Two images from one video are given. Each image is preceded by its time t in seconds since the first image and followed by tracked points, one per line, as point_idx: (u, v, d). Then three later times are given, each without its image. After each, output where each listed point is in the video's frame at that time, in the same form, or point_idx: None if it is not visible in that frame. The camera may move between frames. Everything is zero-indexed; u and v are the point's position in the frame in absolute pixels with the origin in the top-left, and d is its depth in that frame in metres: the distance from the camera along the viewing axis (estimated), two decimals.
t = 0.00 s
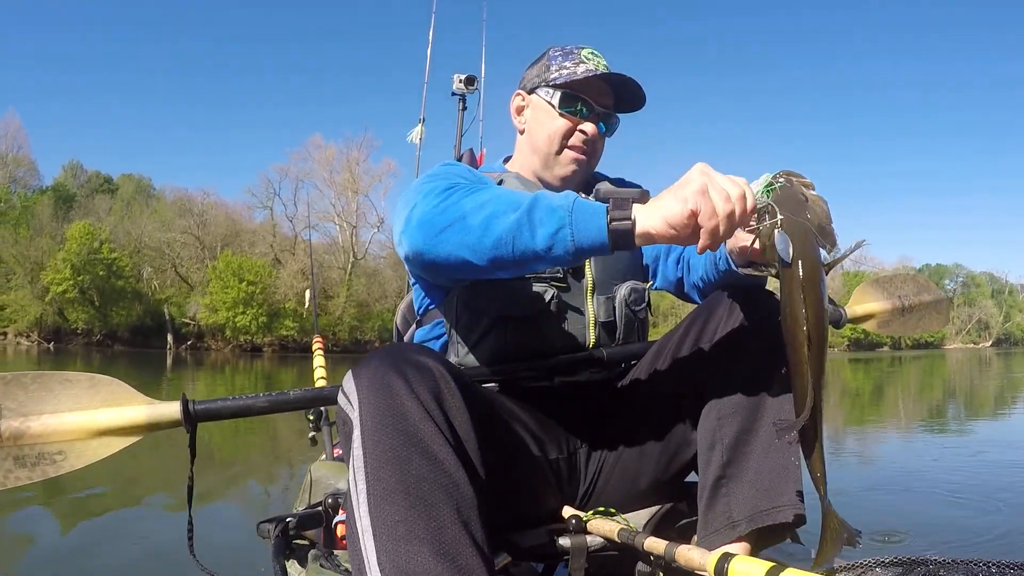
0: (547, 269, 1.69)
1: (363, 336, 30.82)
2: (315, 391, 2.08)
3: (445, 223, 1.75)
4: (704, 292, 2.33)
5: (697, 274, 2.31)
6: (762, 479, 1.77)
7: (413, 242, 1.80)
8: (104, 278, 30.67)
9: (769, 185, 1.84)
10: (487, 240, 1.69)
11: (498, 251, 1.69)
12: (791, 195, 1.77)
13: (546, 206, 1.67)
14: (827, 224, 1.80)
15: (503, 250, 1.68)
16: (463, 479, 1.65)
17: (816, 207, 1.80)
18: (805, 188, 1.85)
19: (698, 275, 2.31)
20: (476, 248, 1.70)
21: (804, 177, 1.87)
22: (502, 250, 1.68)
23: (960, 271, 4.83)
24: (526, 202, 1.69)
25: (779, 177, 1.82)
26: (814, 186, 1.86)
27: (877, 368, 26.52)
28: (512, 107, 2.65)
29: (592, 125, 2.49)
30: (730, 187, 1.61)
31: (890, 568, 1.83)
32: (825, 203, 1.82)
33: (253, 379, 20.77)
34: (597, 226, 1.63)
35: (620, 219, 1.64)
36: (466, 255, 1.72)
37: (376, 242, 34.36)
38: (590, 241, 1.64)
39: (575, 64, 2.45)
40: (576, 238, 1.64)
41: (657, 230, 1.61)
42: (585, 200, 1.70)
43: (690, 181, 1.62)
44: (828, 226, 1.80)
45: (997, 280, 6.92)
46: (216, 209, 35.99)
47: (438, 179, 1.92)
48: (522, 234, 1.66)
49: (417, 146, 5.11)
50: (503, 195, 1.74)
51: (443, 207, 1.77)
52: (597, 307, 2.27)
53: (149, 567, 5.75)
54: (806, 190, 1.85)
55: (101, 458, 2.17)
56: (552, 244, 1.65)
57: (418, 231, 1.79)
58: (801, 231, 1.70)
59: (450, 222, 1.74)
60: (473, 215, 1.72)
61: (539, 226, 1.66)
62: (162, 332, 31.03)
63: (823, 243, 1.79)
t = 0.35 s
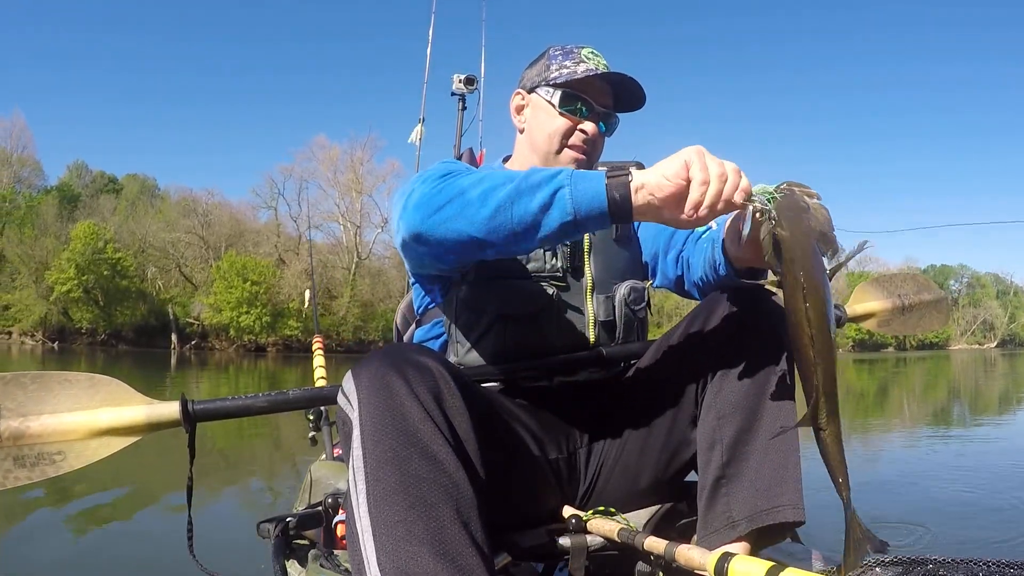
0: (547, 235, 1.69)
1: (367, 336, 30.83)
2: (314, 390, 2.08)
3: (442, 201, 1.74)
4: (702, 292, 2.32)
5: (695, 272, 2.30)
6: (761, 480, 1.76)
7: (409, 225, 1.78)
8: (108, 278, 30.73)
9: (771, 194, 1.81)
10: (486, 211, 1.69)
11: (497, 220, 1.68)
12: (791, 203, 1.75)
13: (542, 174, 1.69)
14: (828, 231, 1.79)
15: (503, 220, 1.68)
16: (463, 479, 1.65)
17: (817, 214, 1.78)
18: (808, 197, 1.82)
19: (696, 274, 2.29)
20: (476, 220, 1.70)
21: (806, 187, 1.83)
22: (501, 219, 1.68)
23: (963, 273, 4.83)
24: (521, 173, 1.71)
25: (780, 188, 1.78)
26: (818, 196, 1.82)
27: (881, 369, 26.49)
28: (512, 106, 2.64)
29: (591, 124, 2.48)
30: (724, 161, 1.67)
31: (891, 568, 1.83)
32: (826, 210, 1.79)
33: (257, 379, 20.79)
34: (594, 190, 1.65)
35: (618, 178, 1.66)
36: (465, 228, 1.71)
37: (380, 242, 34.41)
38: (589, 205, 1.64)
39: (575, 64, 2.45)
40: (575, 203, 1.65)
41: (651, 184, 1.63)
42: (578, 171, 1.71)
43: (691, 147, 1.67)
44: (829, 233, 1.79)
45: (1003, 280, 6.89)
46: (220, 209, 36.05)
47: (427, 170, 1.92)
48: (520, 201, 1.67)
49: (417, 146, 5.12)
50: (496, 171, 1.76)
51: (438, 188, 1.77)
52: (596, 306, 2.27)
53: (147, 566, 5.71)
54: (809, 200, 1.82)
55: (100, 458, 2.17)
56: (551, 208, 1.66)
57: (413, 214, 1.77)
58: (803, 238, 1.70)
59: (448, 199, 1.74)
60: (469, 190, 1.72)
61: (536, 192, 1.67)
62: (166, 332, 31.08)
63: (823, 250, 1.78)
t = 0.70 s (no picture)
0: (547, 243, 1.69)
1: (371, 336, 30.83)
2: (314, 390, 2.08)
3: (441, 214, 1.74)
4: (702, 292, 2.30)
5: (695, 273, 2.29)
6: (760, 479, 1.76)
7: (410, 238, 1.79)
8: (113, 277, 30.81)
9: (768, 190, 1.81)
10: (484, 222, 1.69)
11: (495, 232, 1.68)
12: (788, 199, 1.74)
13: (538, 183, 1.68)
14: (824, 227, 1.77)
15: (501, 232, 1.68)
16: (463, 480, 1.65)
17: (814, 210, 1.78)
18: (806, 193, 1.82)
19: (696, 275, 2.28)
20: (475, 234, 1.70)
21: (804, 182, 1.83)
22: (499, 230, 1.68)
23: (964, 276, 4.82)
24: (516, 182, 1.69)
25: (777, 183, 1.79)
26: (815, 191, 1.82)
27: (887, 371, 26.42)
28: (511, 106, 2.64)
29: (590, 124, 2.48)
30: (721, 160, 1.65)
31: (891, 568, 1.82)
32: (823, 206, 1.79)
33: (261, 379, 20.80)
34: (591, 198, 1.63)
35: (613, 181, 1.63)
36: (464, 240, 1.72)
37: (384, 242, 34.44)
38: (587, 214, 1.63)
39: (574, 64, 2.44)
40: (572, 212, 1.64)
41: (651, 185, 1.61)
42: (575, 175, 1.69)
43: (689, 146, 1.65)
44: (825, 229, 1.77)
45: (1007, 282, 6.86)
46: (225, 209, 36.13)
47: (427, 178, 1.92)
48: (516, 211, 1.66)
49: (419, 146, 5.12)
50: (492, 178, 1.75)
51: (437, 200, 1.77)
52: (596, 306, 2.27)
53: (145, 567, 5.69)
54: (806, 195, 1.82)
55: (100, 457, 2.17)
56: (548, 218, 1.65)
57: (414, 227, 1.78)
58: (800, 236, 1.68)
59: (447, 211, 1.74)
60: (467, 200, 1.72)
61: (533, 202, 1.66)
62: (171, 331, 31.17)
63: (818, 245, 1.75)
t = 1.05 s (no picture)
0: (552, 247, 1.69)
1: (375, 336, 30.85)
2: (311, 390, 2.07)
3: (444, 214, 1.75)
4: (699, 292, 2.30)
5: (692, 272, 2.29)
6: (760, 479, 1.75)
7: (413, 236, 1.80)
8: (117, 277, 30.90)
9: (768, 185, 1.79)
10: (488, 224, 1.69)
11: (499, 234, 1.68)
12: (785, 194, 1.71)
13: (542, 186, 1.67)
14: (822, 220, 1.74)
15: (504, 234, 1.68)
16: (463, 480, 1.64)
17: (814, 204, 1.75)
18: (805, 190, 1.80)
19: (694, 273, 2.29)
20: (478, 235, 1.70)
21: (803, 178, 1.81)
22: (502, 232, 1.68)
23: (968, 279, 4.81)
24: (522, 184, 1.69)
25: (776, 176, 1.78)
26: (814, 186, 1.79)
27: (892, 373, 26.36)
28: (507, 108, 2.64)
29: (586, 125, 2.48)
30: (722, 164, 1.61)
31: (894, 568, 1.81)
32: (823, 201, 1.77)
33: (265, 379, 20.83)
34: (593, 203, 1.63)
35: (614, 189, 1.63)
36: (468, 244, 1.72)
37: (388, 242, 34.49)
38: (589, 218, 1.63)
39: (570, 65, 2.44)
40: (575, 215, 1.63)
41: (649, 198, 1.60)
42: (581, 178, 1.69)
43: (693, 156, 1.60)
44: (823, 223, 1.74)
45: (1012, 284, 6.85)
46: (229, 209, 36.22)
47: (432, 177, 1.92)
48: (521, 214, 1.66)
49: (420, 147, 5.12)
50: (497, 181, 1.74)
51: (441, 198, 1.77)
52: (594, 305, 2.27)
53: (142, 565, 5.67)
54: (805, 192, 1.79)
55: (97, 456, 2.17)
56: (553, 224, 1.65)
57: (418, 225, 1.79)
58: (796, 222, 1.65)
59: (450, 211, 1.74)
60: (470, 202, 1.72)
61: (537, 205, 1.66)
62: (175, 331, 31.25)
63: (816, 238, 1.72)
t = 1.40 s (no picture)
0: (549, 244, 1.69)
1: (378, 336, 30.86)
2: (309, 391, 2.07)
3: (441, 212, 1.74)
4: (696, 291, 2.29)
5: (689, 273, 2.28)
6: (760, 478, 1.75)
7: (411, 234, 1.79)
8: (121, 277, 30.96)
9: (761, 188, 1.79)
10: (485, 221, 1.68)
11: (496, 232, 1.68)
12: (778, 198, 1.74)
13: (539, 183, 1.67)
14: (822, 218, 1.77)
15: (502, 231, 1.67)
16: (463, 479, 1.64)
17: (812, 206, 1.77)
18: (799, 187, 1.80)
19: (691, 274, 2.27)
20: (475, 233, 1.70)
21: (796, 174, 1.82)
22: (499, 229, 1.67)
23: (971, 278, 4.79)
24: (519, 181, 1.68)
25: (771, 178, 1.78)
26: (808, 183, 1.80)
27: (896, 373, 26.29)
28: (505, 108, 2.64)
29: (583, 124, 2.48)
30: (718, 168, 1.61)
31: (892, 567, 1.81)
32: (817, 198, 1.78)
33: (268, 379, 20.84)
34: (590, 200, 1.63)
35: (611, 184, 1.63)
36: (465, 241, 1.72)
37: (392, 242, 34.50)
38: (586, 213, 1.63)
39: (566, 64, 2.44)
40: (572, 211, 1.63)
41: (643, 194, 1.61)
42: (576, 173, 1.69)
43: (691, 158, 1.60)
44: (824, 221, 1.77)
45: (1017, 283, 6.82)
46: (233, 209, 36.28)
47: (428, 176, 1.91)
48: (517, 211, 1.65)
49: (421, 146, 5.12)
50: (493, 178, 1.74)
51: (438, 197, 1.77)
52: (592, 304, 2.28)
53: (142, 566, 5.67)
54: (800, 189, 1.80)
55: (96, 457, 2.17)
56: (550, 221, 1.64)
57: (416, 223, 1.78)
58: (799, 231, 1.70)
59: (447, 210, 1.74)
60: (467, 200, 1.72)
61: (534, 202, 1.65)
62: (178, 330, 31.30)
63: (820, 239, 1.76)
